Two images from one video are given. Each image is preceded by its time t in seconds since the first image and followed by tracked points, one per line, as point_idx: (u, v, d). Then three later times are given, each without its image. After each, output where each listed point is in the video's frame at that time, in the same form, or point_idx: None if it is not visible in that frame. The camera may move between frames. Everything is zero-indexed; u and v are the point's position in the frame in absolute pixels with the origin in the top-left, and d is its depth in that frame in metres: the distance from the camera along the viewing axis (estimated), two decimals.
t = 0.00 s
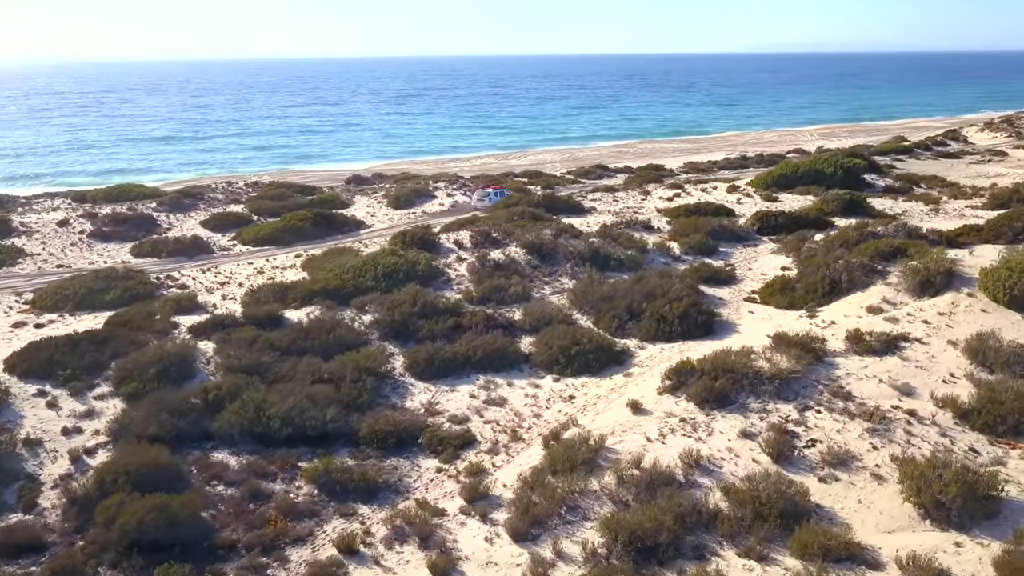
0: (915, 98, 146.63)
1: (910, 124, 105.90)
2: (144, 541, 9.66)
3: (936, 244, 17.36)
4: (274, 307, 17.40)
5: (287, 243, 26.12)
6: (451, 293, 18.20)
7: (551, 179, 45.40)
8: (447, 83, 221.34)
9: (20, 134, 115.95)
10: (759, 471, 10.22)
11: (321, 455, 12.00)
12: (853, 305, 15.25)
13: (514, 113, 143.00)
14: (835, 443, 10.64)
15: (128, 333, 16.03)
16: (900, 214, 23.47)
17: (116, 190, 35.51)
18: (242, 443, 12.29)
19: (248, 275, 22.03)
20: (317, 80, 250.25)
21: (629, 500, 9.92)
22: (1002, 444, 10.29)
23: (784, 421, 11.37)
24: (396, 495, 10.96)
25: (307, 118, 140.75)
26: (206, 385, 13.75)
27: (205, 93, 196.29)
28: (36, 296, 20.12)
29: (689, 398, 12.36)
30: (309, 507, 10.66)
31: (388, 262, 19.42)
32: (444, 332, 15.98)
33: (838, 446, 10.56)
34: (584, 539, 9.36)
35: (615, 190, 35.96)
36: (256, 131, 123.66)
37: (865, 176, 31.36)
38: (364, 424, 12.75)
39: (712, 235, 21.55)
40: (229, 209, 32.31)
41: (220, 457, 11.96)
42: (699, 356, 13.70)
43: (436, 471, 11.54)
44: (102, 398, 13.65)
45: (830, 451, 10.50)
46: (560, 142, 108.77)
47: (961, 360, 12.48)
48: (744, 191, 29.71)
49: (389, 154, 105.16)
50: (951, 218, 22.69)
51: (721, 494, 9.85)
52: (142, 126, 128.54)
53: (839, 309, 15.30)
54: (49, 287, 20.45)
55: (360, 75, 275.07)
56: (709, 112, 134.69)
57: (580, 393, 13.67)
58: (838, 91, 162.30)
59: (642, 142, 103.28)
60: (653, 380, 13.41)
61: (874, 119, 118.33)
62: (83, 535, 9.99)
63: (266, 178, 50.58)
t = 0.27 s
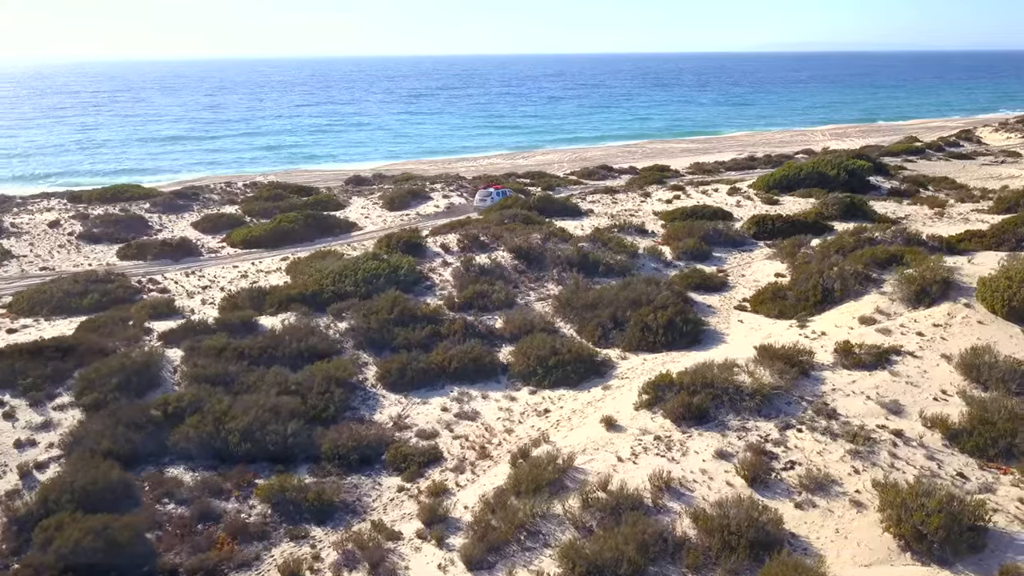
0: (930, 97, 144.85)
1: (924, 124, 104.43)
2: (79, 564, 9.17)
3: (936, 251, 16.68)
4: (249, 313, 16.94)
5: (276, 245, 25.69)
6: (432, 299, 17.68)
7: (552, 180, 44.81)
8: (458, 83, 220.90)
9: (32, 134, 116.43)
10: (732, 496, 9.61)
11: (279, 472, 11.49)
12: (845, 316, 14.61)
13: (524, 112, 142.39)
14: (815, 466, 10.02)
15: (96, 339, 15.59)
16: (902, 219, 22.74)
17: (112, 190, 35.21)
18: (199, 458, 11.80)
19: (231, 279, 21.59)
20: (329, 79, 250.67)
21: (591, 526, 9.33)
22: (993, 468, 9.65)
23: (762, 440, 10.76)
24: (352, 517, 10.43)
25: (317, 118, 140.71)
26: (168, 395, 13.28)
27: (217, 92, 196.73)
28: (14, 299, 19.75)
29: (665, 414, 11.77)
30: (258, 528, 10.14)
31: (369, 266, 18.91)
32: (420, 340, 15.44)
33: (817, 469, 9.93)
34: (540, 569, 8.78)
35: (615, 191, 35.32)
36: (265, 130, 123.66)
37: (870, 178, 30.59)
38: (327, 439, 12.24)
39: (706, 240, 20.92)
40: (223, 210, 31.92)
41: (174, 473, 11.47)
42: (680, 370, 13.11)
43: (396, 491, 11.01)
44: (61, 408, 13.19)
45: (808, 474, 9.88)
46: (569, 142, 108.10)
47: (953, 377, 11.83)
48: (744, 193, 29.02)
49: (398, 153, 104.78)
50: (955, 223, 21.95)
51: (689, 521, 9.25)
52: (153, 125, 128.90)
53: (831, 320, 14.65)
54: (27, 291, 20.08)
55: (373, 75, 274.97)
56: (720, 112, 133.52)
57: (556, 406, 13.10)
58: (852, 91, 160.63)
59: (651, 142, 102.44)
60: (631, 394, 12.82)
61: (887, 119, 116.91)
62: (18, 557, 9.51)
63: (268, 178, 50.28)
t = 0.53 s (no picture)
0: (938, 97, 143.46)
1: (931, 124, 103.27)
2: None
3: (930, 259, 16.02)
4: (216, 321, 16.37)
5: (258, 249, 25.14)
6: (407, 307, 17.11)
7: (549, 182, 44.17)
8: (463, 82, 220.30)
9: (36, 133, 116.34)
10: (697, 526, 8.97)
11: (227, 494, 10.89)
12: (832, 328, 13.94)
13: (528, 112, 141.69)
14: (788, 493, 9.37)
15: (54, 349, 15.04)
16: (899, 224, 22.04)
17: (99, 192, 34.73)
18: (144, 478, 11.22)
19: (207, 284, 21.03)
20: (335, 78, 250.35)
21: (545, 557, 8.69)
22: (979, 497, 8.98)
23: (734, 464, 10.11)
24: (297, 545, 9.82)
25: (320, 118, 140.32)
26: (120, 410, 12.70)
27: (222, 91, 196.65)
28: None
29: (635, 434, 11.14)
30: (196, 556, 9.54)
31: (344, 272, 18.32)
32: (390, 351, 14.84)
33: (791, 497, 9.28)
34: None
35: (610, 193, 34.68)
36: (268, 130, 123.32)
37: (869, 181, 29.87)
38: (281, 457, 11.64)
39: (695, 246, 20.27)
40: (209, 213, 31.38)
41: (117, 494, 10.87)
42: (655, 385, 12.48)
43: (347, 516, 10.41)
44: (9, 422, 12.61)
45: (781, 502, 9.22)
46: (572, 142, 107.34)
47: (941, 395, 11.17)
48: (739, 196, 28.33)
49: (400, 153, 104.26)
50: (953, 228, 21.25)
51: (650, 553, 8.60)
52: (157, 125, 128.74)
53: (816, 332, 13.99)
54: None
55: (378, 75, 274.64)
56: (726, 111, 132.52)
57: (524, 422, 12.48)
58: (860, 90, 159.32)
59: (655, 142, 101.61)
60: (602, 411, 12.19)
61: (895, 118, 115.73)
62: None
63: (263, 180, 49.74)
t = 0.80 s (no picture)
0: (945, 97, 142.13)
1: (937, 124, 102.11)
2: None
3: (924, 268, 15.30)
4: (180, 332, 15.75)
5: (238, 254, 24.54)
6: (380, 317, 16.47)
7: (544, 184, 43.49)
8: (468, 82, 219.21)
9: (38, 134, 116.17)
10: (660, 564, 8.28)
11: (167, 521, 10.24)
12: (818, 342, 13.24)
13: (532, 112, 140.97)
14: (760, 527, 8.68)
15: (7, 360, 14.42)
16: (896, 229, 21.30)
17: (85, 194, 34.20)
18: (83, 502, 10.54)
19: (179, 290, 20.42)
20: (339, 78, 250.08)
21: None
22: (966, 533, 8.29)
23: (705, 493, 9.43)
24: None
25: (323, 117, 139.90)
26: (66, 427, 12.07)
27: (226, 91, 196.45)
28: None
29: (602, 457, 10.46)
30: None
31: (317, 279, 17.68)
32: (356, 364, 14.18)
33: (763, 531, 8.60)
34: None
35: (604, 196, 33.98)
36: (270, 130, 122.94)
37: (868, 183, 29.09)
38: (228, 480, 10.98)
39: (683, 253, 19.59)
40: (194, 216, 30.80)
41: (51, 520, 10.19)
42: (628, 404, 11.80)
43: (292, 547, 9.75)
44: None
45: (752, 538, 8.53)
46: (575, 142, 106.58)
47: (929, 418, 10.46)
48: (734, 199, 27.60)
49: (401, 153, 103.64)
50: (951, 233, 20.50)
51: None
52: (159, 125, 128.45)
53: (802, 346, 13.29)
54: None
55: (383, 75, 274.14)
56: (731, 111, 131.54)
57: (490, 443, 11.82)
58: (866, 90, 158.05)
59: (658, 142, 100.73)
60: (571, 430, 11.53)
61: (901, 118, 114.58)
62: None
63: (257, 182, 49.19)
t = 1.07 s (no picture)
0: (953, 97, 140.80)
1: (944, 124, 100.93)
2: None
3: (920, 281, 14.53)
4: (141, 345, 15.11)
5: (218, 260, 23.92)
6: (351, 329, 15.79)
7: (540, 186, 42.78)
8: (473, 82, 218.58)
9: (40, 134, 115.99)
10: None
11: (101, 555, 9.55)
12: (805, 360, 12.51)
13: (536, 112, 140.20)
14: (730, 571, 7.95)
15: None
16: (894, 236, 20.50)
17: (70, 197, 33.65)
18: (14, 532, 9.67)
19: (152, 299, 19.79)
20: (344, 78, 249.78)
21: None
22: None
23: (674, 529, 8.71)
24: None
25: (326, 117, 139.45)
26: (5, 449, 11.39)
27: (230, 91, 196.29)
28: None
29: (567, 487, 9.75)
30: None
31: (289, 288, 17.02)
32: (320, 379, 13.50)
33: None
34: None
35: (599, 199, 33.27)
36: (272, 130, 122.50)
37: (868, 187, 28.28)
38: (171, 508, 10.27)
39: (671, 261, 18.88)
40: (178, 220, 30.20)
41: None
42: (599, 428, 11.09)
43: None
44: None
45: None
46: (578, 142, 105.80)
47: (919, 446, 9.72)
48: (729, 203, 26.85)
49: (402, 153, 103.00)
50: (952, 240, 19.70)
51: None
52: (162, 125, 128.19)
53: (788, 364, 12.57)
54: None
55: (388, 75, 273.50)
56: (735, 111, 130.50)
57: (453, 468, 11.13)
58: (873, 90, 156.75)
59: (661, 142, 99.86)
60: (537, 456, 10.83)
61: (908, 117, 113.42)
62: None
63: (251, 185, 48.62)
